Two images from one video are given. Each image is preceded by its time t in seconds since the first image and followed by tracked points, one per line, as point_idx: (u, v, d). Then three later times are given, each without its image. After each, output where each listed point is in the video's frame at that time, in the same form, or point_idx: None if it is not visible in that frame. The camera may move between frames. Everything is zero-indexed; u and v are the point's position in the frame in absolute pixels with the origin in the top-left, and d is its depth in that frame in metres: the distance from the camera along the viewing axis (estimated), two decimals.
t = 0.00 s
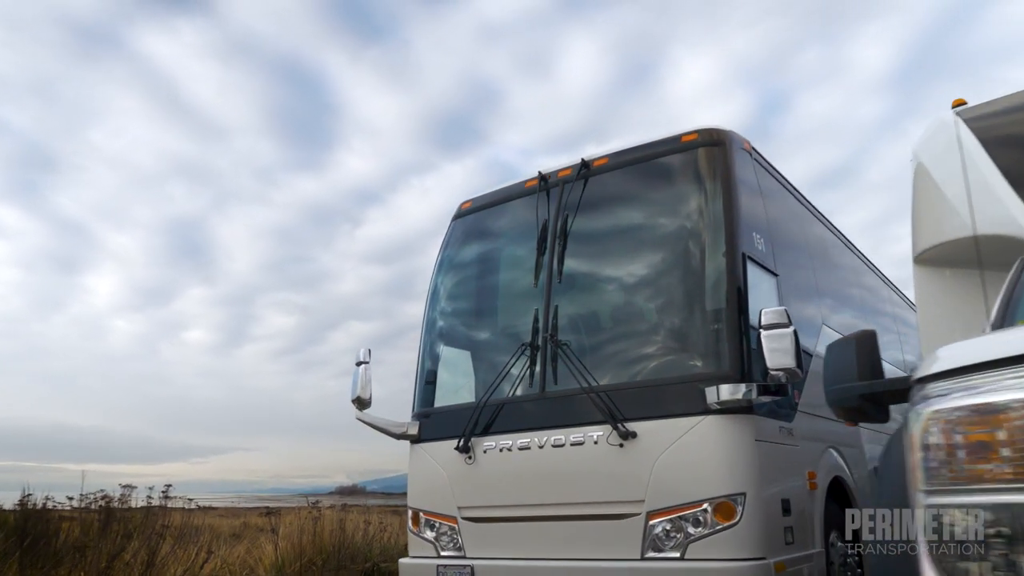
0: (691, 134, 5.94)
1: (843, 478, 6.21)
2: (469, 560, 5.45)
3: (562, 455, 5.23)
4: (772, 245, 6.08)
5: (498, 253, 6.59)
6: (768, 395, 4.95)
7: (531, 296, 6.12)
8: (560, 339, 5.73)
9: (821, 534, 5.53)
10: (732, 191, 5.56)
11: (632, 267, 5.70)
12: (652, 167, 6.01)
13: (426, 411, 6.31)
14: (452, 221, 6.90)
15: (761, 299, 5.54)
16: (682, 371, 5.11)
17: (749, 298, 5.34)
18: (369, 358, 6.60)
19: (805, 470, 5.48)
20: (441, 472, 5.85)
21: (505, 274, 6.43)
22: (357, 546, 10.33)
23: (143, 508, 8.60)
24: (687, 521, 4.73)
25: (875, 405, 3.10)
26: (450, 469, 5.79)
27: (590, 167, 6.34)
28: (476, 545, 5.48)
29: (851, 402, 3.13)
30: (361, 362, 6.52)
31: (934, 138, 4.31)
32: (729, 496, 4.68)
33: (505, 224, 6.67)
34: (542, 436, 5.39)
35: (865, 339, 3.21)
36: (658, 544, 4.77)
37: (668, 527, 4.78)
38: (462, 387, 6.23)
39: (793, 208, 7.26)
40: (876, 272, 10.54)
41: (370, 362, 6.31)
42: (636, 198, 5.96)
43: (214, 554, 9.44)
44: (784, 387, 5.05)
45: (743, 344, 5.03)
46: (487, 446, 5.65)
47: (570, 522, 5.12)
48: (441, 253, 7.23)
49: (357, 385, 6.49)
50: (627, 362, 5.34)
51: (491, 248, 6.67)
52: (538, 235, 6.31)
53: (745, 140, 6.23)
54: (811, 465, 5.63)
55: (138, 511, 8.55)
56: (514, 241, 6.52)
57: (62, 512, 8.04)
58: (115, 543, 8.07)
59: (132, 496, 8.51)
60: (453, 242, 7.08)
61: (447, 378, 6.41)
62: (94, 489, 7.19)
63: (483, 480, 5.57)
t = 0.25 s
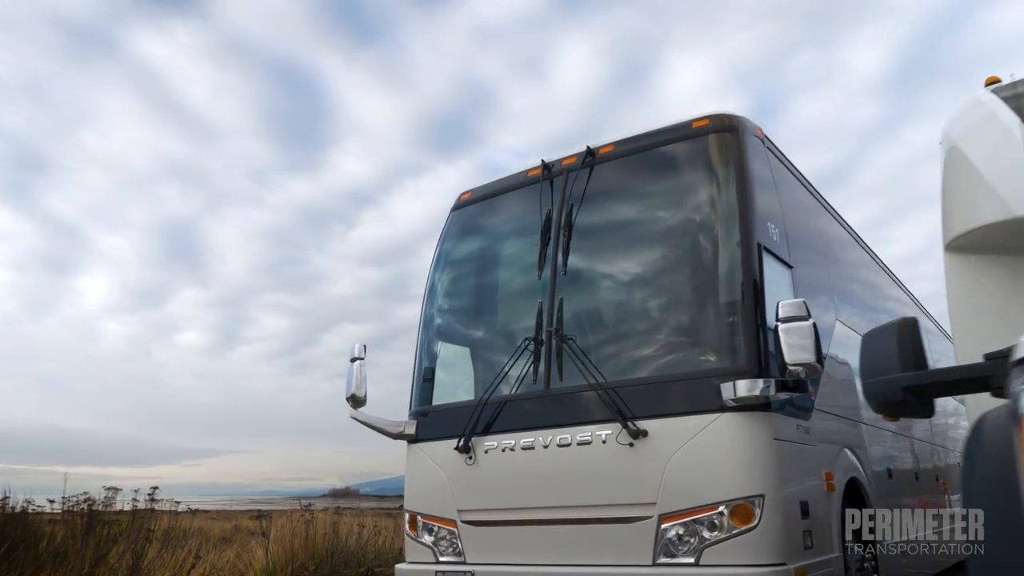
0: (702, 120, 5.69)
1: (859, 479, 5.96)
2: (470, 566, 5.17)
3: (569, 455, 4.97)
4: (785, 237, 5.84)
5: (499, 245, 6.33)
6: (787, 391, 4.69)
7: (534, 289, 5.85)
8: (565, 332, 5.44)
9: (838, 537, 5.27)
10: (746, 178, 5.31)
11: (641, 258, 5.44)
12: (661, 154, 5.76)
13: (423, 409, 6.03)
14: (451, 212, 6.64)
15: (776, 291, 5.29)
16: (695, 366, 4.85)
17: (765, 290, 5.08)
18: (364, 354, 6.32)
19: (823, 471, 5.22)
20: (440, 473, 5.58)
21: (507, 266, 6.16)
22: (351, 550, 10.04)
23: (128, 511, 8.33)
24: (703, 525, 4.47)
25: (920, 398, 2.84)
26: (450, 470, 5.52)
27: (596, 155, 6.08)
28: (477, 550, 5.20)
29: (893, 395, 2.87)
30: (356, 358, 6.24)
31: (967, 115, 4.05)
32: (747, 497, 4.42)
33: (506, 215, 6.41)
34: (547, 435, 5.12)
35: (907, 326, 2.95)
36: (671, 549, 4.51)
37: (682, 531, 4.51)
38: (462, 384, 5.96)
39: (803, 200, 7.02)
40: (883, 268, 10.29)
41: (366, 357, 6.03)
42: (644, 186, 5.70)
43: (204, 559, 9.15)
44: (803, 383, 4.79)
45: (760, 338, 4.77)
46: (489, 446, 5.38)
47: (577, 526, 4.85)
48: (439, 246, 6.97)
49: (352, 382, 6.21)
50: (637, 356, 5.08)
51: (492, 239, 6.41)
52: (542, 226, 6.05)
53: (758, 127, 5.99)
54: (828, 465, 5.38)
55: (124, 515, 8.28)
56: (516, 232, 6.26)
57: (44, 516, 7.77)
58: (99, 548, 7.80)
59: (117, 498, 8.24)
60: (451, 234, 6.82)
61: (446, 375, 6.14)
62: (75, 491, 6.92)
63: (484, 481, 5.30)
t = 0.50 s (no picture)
0: (713, 106, 5.45)
1: (875, 481, 5.73)
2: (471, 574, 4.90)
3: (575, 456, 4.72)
4: (799, 228, 5.60)
5: (499, 237, 6.07)
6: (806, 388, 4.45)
7: (537, 282, 5.59)
8: (570, 328, 5.19)
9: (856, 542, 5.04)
10: (760, 165, 5.06)
11: (650, 249, 5.19)
12: (669, 142, 5.51)
13: (420, 409, 5.76)
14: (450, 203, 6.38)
15: (792, 284, 5.05)
16: (709, 362, 4.60)
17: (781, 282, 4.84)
18: (359, 351, 6.04)
19: (840, 472, 4.98)
20: (438, 476, 5.31)
21: (508, 259, 5.90)
22: (344, 555, 9.70)
23: (113, 516, 8.04)
24: (719, 530, 4.22)
25: (970, 391, 2.59)
26: (449, 472, 5.26)
27: (601, 143, 5.83)
28: (478, 557, 4.94)
29: (939, 390, 2.62)
30: (350, 355, 5.97)
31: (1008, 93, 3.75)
32: (766, 501, 4.17)
33: (507, 206, 6.15)
34: (552, 435, 4.86)
35: (953, 314, 2.70)
36: (685, 556, 4.25)
37: (696, 536, 4.26)
38: (461, 382, 5.69)
39: (814, 193, 6.79)
40: (890, 264, 10.04)
41: (360, 354, 5.76)
42: (652, 175, 5.46)
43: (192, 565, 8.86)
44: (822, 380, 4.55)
45: (778, 332, 4.52)
46: (490, 447, 5.12)
47: (585, 531, 4.60)
48: (436, 239, 6.71)
49: (346, 380, 5.94)
50: (646, 352, 4.83)
51: (492, 232, 6.15)
52: (545, 216, 5.79)
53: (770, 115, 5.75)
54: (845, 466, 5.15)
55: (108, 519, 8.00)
56: (517, 223, 6.00)
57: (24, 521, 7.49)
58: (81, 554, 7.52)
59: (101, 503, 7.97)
60: (449, 226, 6.55)
61: (444, 372, 5.87)
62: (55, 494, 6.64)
63: (485, 484, 5.04)
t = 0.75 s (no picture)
0: (724, 91, 5.22)
1: (890, 484, 5.50)
2: None
3: (582, 458, 4.47)
4: (812, 221, 5.37)
5: (499, 229, 5.82)
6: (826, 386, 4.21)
7: (539, 276, 5.34)
8: (575, 323, 4.95)
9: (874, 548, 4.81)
10: (775, 152, 4.83)
11: (659, 240, 4.94)
12: (678, 128, 5.28)
13: (417, 409, 5.50)
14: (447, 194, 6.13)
15: (808, 277, 4.81)
16: (723, 357, 4.35)
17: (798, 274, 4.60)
18: (352, 348, 5.77)
19: (858, 475, 4.74)
20: (435, 479, 5.05)
21: (508, 252, 5.65)
22: (335, 560, 9.39)
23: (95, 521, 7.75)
24: (735, 536, 3.97)
25: None
26: (446, 474, 4.99)
27: (606, 130, 5.59)
28: (478, 565, 4.68)
29: (997, 384, 2.40)
30: (342, 353, 5.70)
31: None
32: (786, 505, 3.92)
33: (507, 197, 5.90)
34: (557, 436, 4.61)
35: (1009, 298, 2.45)
36: (699, 564, 4.00)
37: (711, 543, 4.01)
38: (459, 380, 5.43)
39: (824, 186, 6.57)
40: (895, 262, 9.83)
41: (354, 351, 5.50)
42: (660, 163, 5.22)
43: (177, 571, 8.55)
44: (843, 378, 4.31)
45: (796, 326, 4.28)
46: (491, 448, 4.86)
47: (592, 537, 4.35)
48: (432, 232, 6.45)
49: (338, 379, 5.67)
50: (657, 347, 4.58)
51: (491, 223, 5.90)
52: (547, 207, 5.55)
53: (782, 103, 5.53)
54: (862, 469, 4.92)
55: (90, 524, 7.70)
56: (518, 214, 5.75)
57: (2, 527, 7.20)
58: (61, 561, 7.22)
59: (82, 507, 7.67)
60: (446, 219, 6.30)
61: (441, 370, 5.61)
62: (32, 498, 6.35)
63: (486, 488, 4.78)
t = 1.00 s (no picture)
0: (736, 75, 4.99)
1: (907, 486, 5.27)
2: None
3: (590, 458, 4.22)
4: (827, 211, 5.14)
5: (499, 219, 5.57)
6: (849, 381, 3.98)
7: (542, 267, 5.09)
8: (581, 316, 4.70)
9: (894, 553, 4.59)
10: (792, 137, 4.60)
11: (669, 229, 4.70)
12: (688, 113, 5.05)
13: (413, 407, 5.25)
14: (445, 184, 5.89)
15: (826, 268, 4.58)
16: (740, 351, 4.12)
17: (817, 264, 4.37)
18: (345, 344, 5.51)
19: (878, 476, 4.51)
20: (432, 480, 4.80)
21: (509, 243, 5.40)
22: (326, 566, 9.12)
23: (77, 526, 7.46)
24: (755, 541, 3.73)
25: None
26: (445, 475, 4.74)
27: (611, 116, 5.36)
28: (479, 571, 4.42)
29: None
30: (335, 348, 5.44)
31: None
32: (808, 508, 3.68)
33: (508, 186, 5.66)
34: (563, 435, 4.37)
35: None
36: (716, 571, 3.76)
37: (729, 549, 3.76)
38: (458, 377, 5.18)
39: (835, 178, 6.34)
40: (900, 258, 9.61)
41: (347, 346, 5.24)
42: (669, 149, 4.98)
43: None
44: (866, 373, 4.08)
45: (817, 318, 4.05)
46: (492, 448, 4.61)
47: (600, 542, 4.10)
48: (428, 224, 6.20)
49: (331, 375, 5.41)
50: (669, 340, 4.34)
51: (490, 214, 5.65)
52: (550, 196, 5.30)
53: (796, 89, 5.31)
54: (881, 469, 4.70)
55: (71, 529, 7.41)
56: (519, 204, 5.51)
57: None
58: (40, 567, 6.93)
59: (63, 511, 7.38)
60: (443, 210, 6.05)
61: (439, 366, 5.36)
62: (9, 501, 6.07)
63: (487, 490, 4.52)
